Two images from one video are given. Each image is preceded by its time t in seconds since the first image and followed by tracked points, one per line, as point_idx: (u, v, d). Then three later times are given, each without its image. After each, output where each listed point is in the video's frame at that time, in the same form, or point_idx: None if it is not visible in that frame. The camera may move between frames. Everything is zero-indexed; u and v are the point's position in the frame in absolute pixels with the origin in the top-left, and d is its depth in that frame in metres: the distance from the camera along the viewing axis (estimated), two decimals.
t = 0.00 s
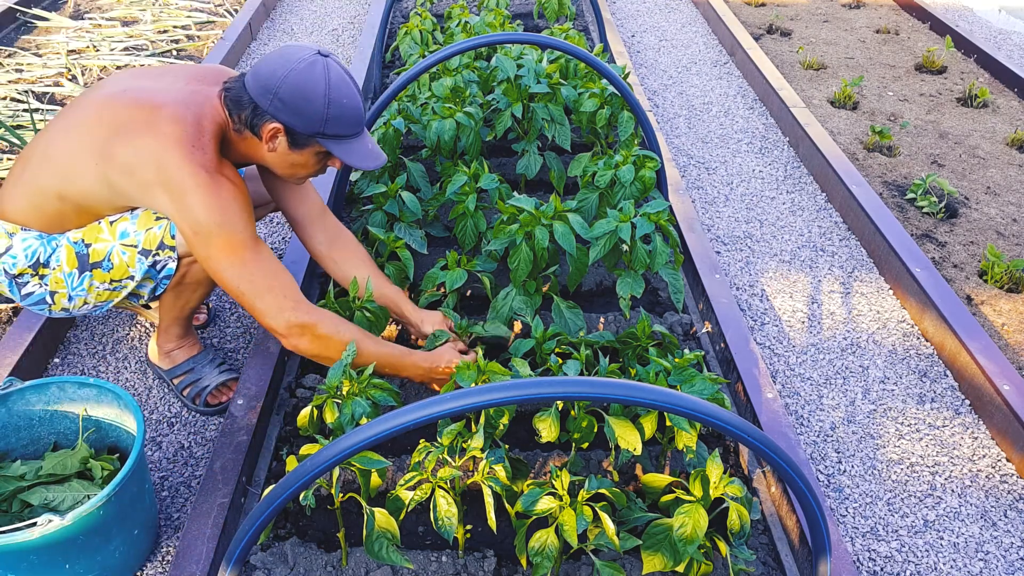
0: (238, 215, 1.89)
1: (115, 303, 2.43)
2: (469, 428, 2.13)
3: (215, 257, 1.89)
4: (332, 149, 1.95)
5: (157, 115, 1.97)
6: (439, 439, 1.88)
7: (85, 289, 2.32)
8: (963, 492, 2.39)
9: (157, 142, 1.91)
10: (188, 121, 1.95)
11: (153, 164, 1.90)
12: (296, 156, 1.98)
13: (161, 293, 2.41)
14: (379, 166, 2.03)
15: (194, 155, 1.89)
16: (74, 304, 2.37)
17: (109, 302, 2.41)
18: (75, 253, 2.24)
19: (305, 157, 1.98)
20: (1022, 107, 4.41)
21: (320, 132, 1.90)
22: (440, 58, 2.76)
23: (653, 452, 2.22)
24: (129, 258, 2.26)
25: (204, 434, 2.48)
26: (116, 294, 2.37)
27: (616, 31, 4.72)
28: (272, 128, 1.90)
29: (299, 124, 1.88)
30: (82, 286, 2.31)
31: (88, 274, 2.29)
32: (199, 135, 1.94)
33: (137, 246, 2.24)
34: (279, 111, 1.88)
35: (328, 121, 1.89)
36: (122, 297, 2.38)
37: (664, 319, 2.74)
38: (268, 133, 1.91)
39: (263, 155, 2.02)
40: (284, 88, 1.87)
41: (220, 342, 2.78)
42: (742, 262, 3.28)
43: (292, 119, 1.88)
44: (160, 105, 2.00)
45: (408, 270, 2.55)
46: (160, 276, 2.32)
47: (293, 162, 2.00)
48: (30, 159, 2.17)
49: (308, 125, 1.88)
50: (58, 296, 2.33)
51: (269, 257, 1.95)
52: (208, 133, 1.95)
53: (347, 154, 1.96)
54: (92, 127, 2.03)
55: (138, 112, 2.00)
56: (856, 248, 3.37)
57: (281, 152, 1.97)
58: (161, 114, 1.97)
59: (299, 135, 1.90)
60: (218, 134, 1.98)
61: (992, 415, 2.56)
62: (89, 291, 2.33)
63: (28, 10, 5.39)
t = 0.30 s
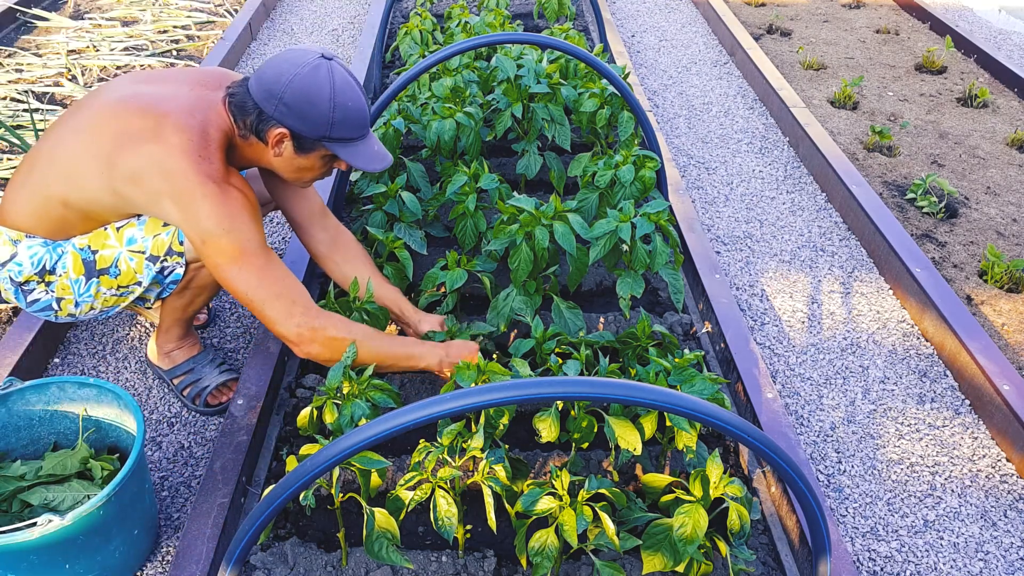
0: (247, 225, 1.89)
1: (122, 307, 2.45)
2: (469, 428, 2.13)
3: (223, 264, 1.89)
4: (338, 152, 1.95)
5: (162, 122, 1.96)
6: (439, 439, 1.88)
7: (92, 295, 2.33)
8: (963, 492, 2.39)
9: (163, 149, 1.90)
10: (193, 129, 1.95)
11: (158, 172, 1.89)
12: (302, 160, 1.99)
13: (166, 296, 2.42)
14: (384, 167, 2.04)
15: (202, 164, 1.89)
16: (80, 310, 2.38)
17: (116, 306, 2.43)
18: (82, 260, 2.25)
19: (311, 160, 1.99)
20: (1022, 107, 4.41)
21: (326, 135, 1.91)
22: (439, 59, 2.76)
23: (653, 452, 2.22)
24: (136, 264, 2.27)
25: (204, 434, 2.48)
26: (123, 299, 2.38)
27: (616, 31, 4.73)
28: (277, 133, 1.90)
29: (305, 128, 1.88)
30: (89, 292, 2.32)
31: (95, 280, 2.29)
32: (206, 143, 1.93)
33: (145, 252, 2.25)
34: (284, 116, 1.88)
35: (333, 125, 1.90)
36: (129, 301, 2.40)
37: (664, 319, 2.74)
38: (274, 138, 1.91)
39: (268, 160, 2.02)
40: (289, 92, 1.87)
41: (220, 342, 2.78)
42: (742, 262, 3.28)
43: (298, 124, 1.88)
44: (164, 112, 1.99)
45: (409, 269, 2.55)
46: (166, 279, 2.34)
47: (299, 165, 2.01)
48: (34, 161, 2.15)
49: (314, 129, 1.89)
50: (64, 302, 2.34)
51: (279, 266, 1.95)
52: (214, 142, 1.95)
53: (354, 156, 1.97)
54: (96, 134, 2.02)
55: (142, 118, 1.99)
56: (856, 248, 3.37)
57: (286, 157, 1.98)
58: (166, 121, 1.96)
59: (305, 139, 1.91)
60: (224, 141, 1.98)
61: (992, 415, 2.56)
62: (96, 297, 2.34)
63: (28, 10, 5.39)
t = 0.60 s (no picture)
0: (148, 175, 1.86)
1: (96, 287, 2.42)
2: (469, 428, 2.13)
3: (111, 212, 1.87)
4: (314, 125, 1.95)
5: (136, 85, 1.96)
6: (439, 439, 1.88)
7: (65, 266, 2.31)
8: (963, 492, 2.39)
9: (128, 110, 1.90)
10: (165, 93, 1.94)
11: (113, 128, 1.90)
12: (279, 133, 1.97)
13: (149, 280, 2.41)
14: (361, 144, 2.03)
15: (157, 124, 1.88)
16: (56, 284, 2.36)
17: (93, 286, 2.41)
18: (56, 228, 2.25)
19: (287, 134, 1.98)
20: (1022, 107, 4.41)
21: (301, 107, 1.90)
22: (440, 58, 2.76)
23: (653, 452, 2.22)
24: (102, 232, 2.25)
25: (204, 434, 2.48)
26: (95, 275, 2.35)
27: (616, 31, 4.73)
28: (251, 103, 1.89)
29: (279, 99, 1.88)
30: (61, 262, 2.30)
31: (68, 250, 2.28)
32: (170, 107, 1.92)
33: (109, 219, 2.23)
34: (258, 86, 1.87)
35: (308, 96, 1.90)
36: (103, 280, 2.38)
37: (664, 319, 2.74)
38: (249, 107, 1.90)
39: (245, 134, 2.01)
40: (262, 62, 1.86)
41: (220, 342, 2.78)
42: (742, 262, 3.28)
43: (272, 94, 1.87)
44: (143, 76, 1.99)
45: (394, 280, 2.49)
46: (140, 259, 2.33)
47: (274, 137, 2.00)
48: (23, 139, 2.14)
49: (289, 99, 1.88)
50: (39, 271, 2.33)
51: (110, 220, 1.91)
52: (178, 105, 1.94)
53: (330, 131, 1.96)
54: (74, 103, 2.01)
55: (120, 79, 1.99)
56: (856, 248, 3.37)
57: (263, 128, 1.96)
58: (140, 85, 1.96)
59: (280, 111, 1.90)
60: (190, 105, 1.96)
61: (992, 415, 2.56)
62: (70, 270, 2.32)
63: (28, 10, 5.39)
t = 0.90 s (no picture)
0: (176, 188, 1.94)
1: (115, 286, 2.43)
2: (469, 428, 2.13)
3: (168, 239, 2.00)
4: (293, 173, 2.00)
5: (136, 92, 2.02)
6: (439, 439, 1.88)
7: (86, 269, 2.32)
8: (963, 492, 2.39)
9: (132, 120, 1.97)
10: (164, 100, 2.00)
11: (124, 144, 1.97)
12: (261, 162, 2.04)
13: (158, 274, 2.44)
14: (336, 197, 2.09)
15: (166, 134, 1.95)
16: (74, 287, 2.38)
17: (109, 286, 2.42)
18: (76, 233, 2.26)
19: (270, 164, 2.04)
20: (1022, 107, 4.41)
21: (282, 156, 1.95)
22: (439, 59, 2.76)
23: (653, 453, 2.22)
24: (128, 234, 2.28)
25: (204, 434, 2.48)
26: (116, 275, 2.37)
27: (616, 31, 4.73)
28: (236, 136, 1.94)
29: (262, 143, 1.93)
30: (82, 266, 2.32)
31: (89, 253, 2.30)
32: (172, 113, 1.98)
33: (136, 222, 2.27)
34: (246, 126, 1.92)
35: (290, 150, 1.94)
36: (121, 278, 2.39)
37: (664, 319, 2.74)
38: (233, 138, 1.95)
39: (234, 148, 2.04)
40: (254, 107, 1.89)
41: (220, 342, 2.78)
42: (742, 262, 3.28)
43: (257, 137, 1.92)
44: (139, 83, 2.05)
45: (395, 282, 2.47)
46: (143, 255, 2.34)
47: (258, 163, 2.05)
48: (28, 148, 2.21)
49: (271, 146, 1.93)
50: (57, 277, 2.34)
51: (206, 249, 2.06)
52: (182, 111, 2.00)
53: (307, 181, 2.02)
54: (77, 106, 2.09)
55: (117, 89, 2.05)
56: (856, 248, 3.37)
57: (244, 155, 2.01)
58: (141, 91, 2.02)
59: (262, 151, 1.96)
60: (193, 110, 2.02)
61: (992, 415, 2.56)
62: (90, 272, 2.34)
63: (28, 10, 5.39)
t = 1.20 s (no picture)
0: (180, 198, 1.94)
1: (119, 293, 2.44)
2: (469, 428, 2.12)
3: (170, 248, 2.01)
4: (309, 172, 2.01)
5: (140, 101, 2.01)
6: (439, 439, 1.88)
7: (90, 278, 2.33)
8: (963, 492, 2.39)
9: (136, 129, 1.96)
10: (168, 108, 1.99)
11: (127, 153, 1.96)
12: (275, 164, 2.04)
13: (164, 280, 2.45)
14: (351, 192, 2.11)
15: (170, 143, 1.94)
16: (79, 296, 2.38)
17: (113, 293, 2.42)
18: (80, 243, 2.26)
19: (284, 165, 2.04)
20: (1022, 107, 4.41)
21: (300, 156, 1.96)
22: (440, 59, 2.76)
23: (653, 453, 2.22)
24: (133, 242, 2.28)
25: (204, 434, 2.48)
26: (121, 282, 2.38)
27: (616, 31, 4.73)
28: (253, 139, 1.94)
29: (280, 144, 1.93)
30: (87, 275, 2.32)
31: (93, 262, 2.29)
32: (177, 121, 1.98)
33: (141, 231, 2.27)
34: (263, 129, 1.91)
35: (309, 149, 1.95)
36: (126, 285, 2.39)
37: (664, 319, 2.74)
38: (249, 141, 1.95)
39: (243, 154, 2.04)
40: (272, 109, 1.89)
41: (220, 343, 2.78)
42: (742, 262, 3.28)
43: (274, 139, 1.92)
44: (143, 91, 2.04)
45: (391, 278, 2.46)
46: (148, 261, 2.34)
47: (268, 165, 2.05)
48: (28, 154, 2.20)
49: (290, 147, 1.93)
50: (63, 287, 2.34)
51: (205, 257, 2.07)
52: (186, 120, 1.99)
53: (324, 178, 2.03)
54: (79, 114, 2.07)
55: (120, 97, 2.04)
56: (856, 248, 3.37)
57: (258, 158, 2.01)
58: (145, 100, 2.01)
59: (279, 152, 1.96)
60: (198, 118, 2.01)
61: (992, 415, 2.56)
62: (95, 280, 2.34)
63: (28, 10, 5.39)
